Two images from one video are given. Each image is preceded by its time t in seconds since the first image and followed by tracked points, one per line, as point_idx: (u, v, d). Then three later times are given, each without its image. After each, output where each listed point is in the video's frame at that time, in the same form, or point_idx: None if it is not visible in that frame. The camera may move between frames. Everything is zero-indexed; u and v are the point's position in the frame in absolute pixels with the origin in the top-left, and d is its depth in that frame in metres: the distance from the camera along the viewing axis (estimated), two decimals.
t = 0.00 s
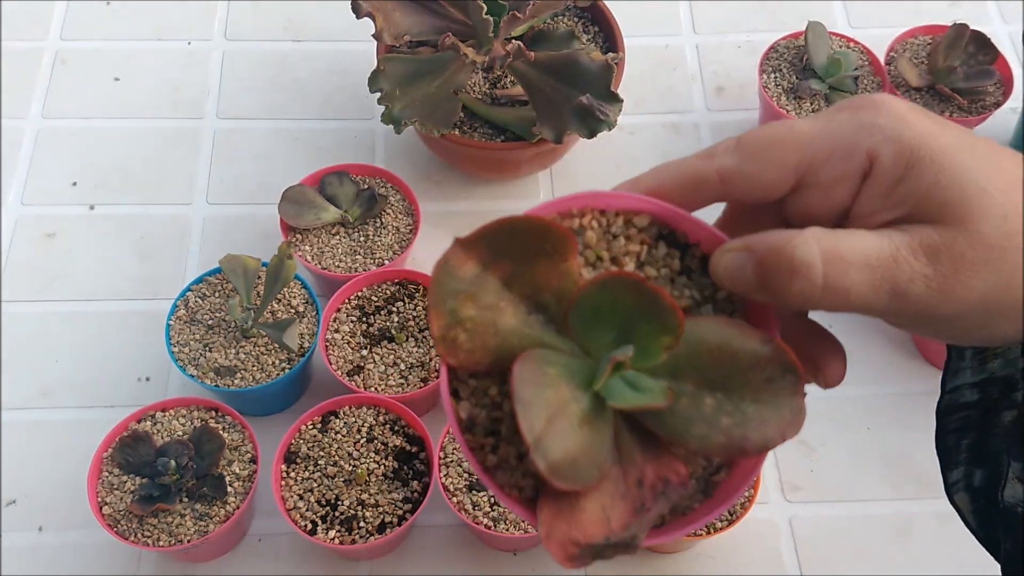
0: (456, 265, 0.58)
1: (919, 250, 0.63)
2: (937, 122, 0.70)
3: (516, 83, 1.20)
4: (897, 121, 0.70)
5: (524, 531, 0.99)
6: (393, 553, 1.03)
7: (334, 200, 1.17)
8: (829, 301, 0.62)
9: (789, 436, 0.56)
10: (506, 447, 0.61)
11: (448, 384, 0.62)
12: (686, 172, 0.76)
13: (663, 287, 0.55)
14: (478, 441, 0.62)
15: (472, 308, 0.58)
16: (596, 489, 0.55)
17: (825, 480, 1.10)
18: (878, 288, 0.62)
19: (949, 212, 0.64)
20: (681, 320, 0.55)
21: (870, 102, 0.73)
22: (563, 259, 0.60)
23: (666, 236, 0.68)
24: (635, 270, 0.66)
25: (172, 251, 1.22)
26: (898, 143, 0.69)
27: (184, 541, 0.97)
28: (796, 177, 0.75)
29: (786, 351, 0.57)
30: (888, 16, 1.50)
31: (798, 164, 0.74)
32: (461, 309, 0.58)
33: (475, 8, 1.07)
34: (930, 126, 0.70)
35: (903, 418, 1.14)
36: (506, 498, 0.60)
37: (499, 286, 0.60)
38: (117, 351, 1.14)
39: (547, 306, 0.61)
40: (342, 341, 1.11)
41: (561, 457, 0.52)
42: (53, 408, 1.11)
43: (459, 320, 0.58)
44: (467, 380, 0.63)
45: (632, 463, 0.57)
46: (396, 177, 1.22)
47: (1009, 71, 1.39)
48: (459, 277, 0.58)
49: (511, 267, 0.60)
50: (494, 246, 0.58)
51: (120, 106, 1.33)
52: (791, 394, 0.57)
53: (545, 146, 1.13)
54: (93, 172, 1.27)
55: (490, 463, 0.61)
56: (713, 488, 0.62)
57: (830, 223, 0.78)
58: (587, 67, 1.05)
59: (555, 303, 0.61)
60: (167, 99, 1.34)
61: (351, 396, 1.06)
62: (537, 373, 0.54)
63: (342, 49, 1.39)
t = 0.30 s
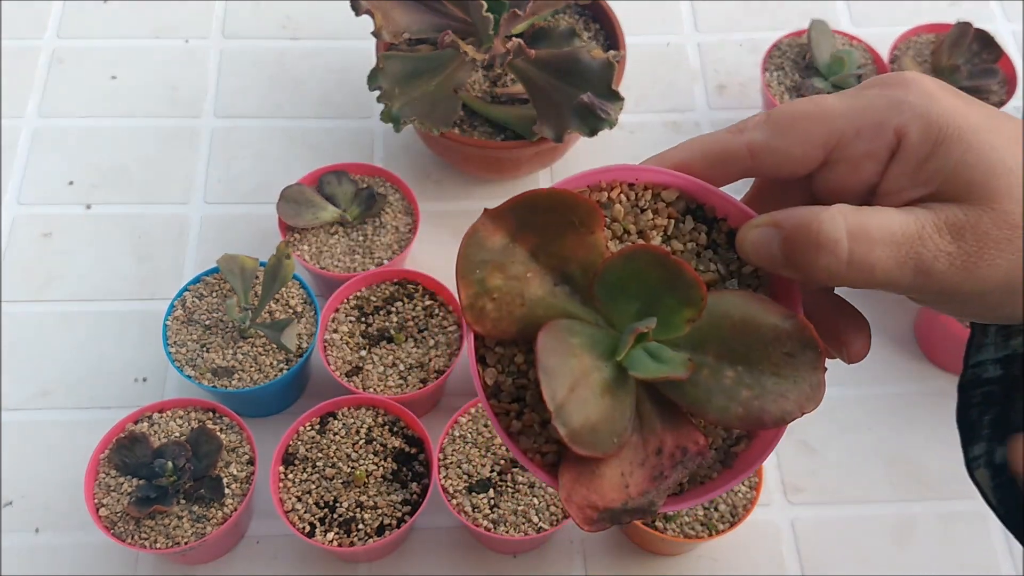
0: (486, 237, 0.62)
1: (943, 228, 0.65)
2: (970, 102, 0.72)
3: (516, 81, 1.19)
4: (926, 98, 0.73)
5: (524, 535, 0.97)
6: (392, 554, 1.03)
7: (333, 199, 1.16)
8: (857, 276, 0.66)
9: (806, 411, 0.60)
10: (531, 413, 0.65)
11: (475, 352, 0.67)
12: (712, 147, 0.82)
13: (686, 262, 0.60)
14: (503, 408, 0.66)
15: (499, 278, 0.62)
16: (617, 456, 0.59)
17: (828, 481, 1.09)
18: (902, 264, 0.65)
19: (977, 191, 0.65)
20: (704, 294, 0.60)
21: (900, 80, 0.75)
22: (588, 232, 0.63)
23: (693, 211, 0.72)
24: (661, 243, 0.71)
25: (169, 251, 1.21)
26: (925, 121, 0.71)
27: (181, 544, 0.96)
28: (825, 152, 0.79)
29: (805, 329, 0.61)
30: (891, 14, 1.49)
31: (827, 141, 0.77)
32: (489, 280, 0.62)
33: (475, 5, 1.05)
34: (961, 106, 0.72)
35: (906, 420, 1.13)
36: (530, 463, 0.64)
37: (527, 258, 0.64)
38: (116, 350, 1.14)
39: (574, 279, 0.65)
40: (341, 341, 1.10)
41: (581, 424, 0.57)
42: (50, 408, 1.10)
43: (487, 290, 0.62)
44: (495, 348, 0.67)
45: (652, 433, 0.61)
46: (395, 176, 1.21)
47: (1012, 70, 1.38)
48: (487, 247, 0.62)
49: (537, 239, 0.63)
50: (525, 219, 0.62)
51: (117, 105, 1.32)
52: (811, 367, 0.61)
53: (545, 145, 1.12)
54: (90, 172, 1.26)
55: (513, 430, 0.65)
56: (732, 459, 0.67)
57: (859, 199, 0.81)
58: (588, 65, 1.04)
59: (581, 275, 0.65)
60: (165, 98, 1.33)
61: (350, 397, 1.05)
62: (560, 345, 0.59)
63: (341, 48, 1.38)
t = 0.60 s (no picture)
0: (509, 239, 0.62)
1: (969, 215, 0.63)
2: (993, 86, 0.72)
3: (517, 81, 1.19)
4: (950, 83, 0.72)
5: (524, 535, 0.97)
6: (393, 554, 1.03)
7: (333, 199, 1.16)
8: (882, 267, 0.63)
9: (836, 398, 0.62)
10: (558, 413, 0.65)
11: (500, 352, 0.66)
12: (730, 141, 0.82)
13: (714, 257, 0.59)
14: (530, 409, 0.65)
15: (524, 279, 0.62)
16: (647, 454, 0.60)
17: (829, 481, 1.09)
18: (929, 252, 0.62)
19: (1002, 176, 0.65)
20: (731, 287, 0.59)
21: (923, 65, 0.75)
22: (612, 229, 0.63)
23: (715, 203, 0.72)
24: (683, 237, 0.71)
25: (169, 251, 1.21)
26: (948, 107, 0.71)
27: (181, 544, 0.96)
28: (846, 140, 0.78)
29: (834, 318, 0.62)
30: (891, 14, 1.49)
31: (848, 129, 0.77)
32: (514, 282, 0.62)
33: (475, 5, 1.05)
34: (984, 91, 0.71)
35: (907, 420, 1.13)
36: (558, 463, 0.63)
37: (551, 257, 0.64)
38: (117, 350, 1.14)
39: (597, 276, 0.64)
40: (341, 341, 1.10)
41: (612, 423, 0.57)
42: (50, 408, 1.10)
43: (513, 292, 0.62)
44: (518, 349, 0.66)
45: (682, 429, 0.61)
46: (395, 176, 1.21)
47: (1012, 69, 1.37)
48: (512, 248, 0.62)
49: (560, 237, 0.63)
50: (548, 218, 0.62)
51: (117, 105, 1.32)
52: (841, 357, 0.62)
53: (546, 145, 1.12)
54: (90, 172, 1.26)
55: (541, 430, 0.64)
56: (761, 450, 0.66)
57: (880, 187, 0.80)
58: (588, 65, 1.04)
59: (605, 272, 0.64)
60: (165, 98, 1.33)
61: (350, 397, 1.05)
62: (588, 344, 0.59)
63: (341, 48, 1.38)
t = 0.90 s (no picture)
0: (505, 208, 0.62)
1: (956, 183, 0.63)
2: (977, 57, 0.72)
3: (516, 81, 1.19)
4: (936, 55, 0.72)
5: (524, 535, 0.97)
6: (392, 554, 1.03)
7: (333, 199, 1.16)
8: (871, 235, 0.62)
9: (832, 365, 0.61)
10: (555, 384, 0.65)
11: (496, 325, 0.66)
12: (722, 114, 0.82)
13: (707, 225, 0.59)
14: (528, 380, 0.65)
15: (520, 250, 0.62)
16: (645, 421, 0.60)
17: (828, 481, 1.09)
18: (917, 220, 0.62)
19: (989, 144, 0.65)
20: (724, 255, 0.60)
21: (910, 37, 0.75)
22: (606, 200, 0.62)
23: (706, 175, 0.72)
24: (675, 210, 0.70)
25: (169, 252, 1.21)
26: (936, 79, 0.71)
27: (181, 544, 0.96)
28: (835, 113, 0.78)
29: (828, 284, 0.62)
30: (891, 15, 1.49)
31: (836, 101, 0.77)
32: (510, 253, 0.61)
33: (475, 6, 1.05)
34: (970, 61, 0.72)
35: (906, 419, 1.13)
36: (556, 434, 0.63)
37: (546, 228, 0.63)
38: (116, 349, 1.14)
39: (591, 248, 0.64)
40: (341, 341, 1.10)
41: (609, 391, 0.57)
42: (50, 408, 1.10)
43: (508, 263, 0.61)
44: (514, 321, 0.67)
45: (678, 397, 0.62)
46: (395, 176, 1.21)
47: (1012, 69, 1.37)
48: (508, 219, 0.62)
49: (556, 209, 0.63)
50: (543, 189, 0.62)
51: (117, 105, 1.32)
52: (834, 322, 0.62)
53: (545, 145, 1.12)
54: (90, 172, 1.26)
55: (538, 402, 0.65)
56: (757, 419, 0.66)
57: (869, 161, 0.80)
58: (587, 64, 1.04)
59: (599, 244, 0.64)
60: (165, 98, 1.33)
61: (350, 397, 1.05)
62: (583, 312, 0.59)
63: (341, 48, 1.38)
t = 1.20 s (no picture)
0: (525, 215, 0.61)
1: (983, 184, 0.64)
2: (1004, 55, 0.72)
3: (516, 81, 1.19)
4: (963, 53, 0.72)
5: (524, 535, 0.97)
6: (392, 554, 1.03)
7: (333, 199, 1.16)
8: (897, 236, 0.63)
9: (856, 375, 0.60)
10: (575, 393, 0.66)
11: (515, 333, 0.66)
12: (742, 113, 0.81)
13: (730, 231, 0.60)
14: (547, 389, 0.66)
15: (540, 257, 0.62)
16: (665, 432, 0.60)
17: (829, 482, 1.09)
18: (943, 221, 0.63)
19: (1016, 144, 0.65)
20: (748, 262, 0.60)
21: (935, 33, 0.74)
22: (628, 205, 0.62)
23: (725, 175, 0.72)
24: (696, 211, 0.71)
25: (168, 252, 1.21)
26: (964, 78, 0.71)
27: (181, 544, 0.96)
28: (860, 110, 0.77)
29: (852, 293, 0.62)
30: (891, 15, 1.49)
31: (862, 99, 0.76)
32: (530, 259, 0.61)
33: (475, 6, 1.05)
34: (997, 59, 0.72)
35: (906, 420, 1.13)
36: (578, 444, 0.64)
37: (566, 234, 0.63)
38: (116, 350, 1.14)
39: (612, 254, 0.64)
40: (341, 341, 1.10)
41: (631, 401, 0.58)
42: (50, 408, 1.10)
43: (529, 270, 0.61)
44: (533, 330, 0.67)
45: (699, 406, 0.62)
46: (395, 176, 1.21)
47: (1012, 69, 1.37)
48: (528, 225, 0.61)
49: (576, 215, 0.62)
50: (564, 196, 0.61)
51: (117, 105, 1.32)
52: (858, 331, 0.61)
53: (546, 145, 1.12)
54: (89, 171, 1.26)
55: (559, 411, 0.65)
56: (779, 425, 0.67)
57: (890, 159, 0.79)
58: (588, 65, 1.04)
59: (619, 249, 0.64)
60: (165, 98, 1.33)
61: (350, 397, 1.05)
62: (605, 320, 0.59)
63: (341, 48, 1.38)
